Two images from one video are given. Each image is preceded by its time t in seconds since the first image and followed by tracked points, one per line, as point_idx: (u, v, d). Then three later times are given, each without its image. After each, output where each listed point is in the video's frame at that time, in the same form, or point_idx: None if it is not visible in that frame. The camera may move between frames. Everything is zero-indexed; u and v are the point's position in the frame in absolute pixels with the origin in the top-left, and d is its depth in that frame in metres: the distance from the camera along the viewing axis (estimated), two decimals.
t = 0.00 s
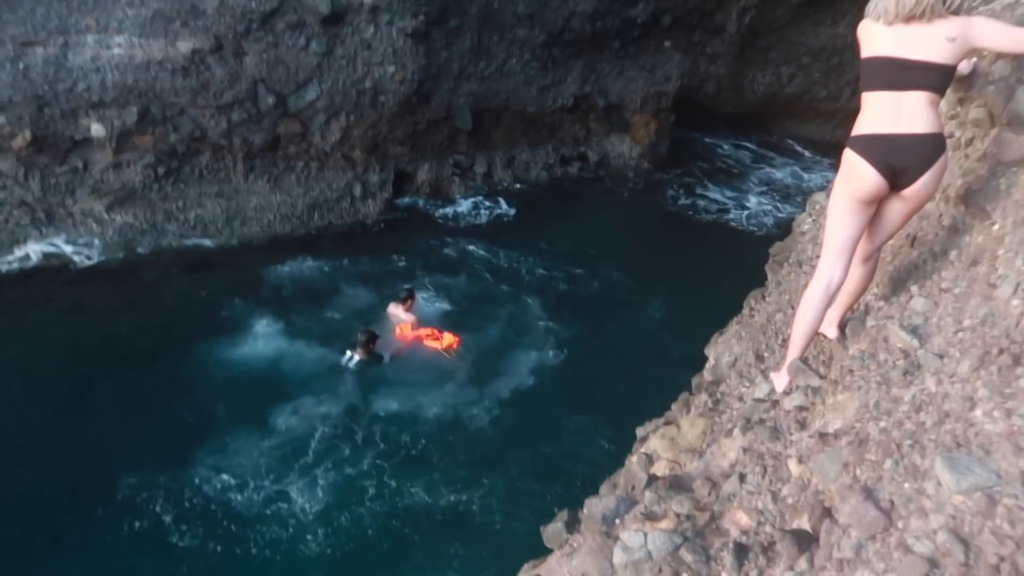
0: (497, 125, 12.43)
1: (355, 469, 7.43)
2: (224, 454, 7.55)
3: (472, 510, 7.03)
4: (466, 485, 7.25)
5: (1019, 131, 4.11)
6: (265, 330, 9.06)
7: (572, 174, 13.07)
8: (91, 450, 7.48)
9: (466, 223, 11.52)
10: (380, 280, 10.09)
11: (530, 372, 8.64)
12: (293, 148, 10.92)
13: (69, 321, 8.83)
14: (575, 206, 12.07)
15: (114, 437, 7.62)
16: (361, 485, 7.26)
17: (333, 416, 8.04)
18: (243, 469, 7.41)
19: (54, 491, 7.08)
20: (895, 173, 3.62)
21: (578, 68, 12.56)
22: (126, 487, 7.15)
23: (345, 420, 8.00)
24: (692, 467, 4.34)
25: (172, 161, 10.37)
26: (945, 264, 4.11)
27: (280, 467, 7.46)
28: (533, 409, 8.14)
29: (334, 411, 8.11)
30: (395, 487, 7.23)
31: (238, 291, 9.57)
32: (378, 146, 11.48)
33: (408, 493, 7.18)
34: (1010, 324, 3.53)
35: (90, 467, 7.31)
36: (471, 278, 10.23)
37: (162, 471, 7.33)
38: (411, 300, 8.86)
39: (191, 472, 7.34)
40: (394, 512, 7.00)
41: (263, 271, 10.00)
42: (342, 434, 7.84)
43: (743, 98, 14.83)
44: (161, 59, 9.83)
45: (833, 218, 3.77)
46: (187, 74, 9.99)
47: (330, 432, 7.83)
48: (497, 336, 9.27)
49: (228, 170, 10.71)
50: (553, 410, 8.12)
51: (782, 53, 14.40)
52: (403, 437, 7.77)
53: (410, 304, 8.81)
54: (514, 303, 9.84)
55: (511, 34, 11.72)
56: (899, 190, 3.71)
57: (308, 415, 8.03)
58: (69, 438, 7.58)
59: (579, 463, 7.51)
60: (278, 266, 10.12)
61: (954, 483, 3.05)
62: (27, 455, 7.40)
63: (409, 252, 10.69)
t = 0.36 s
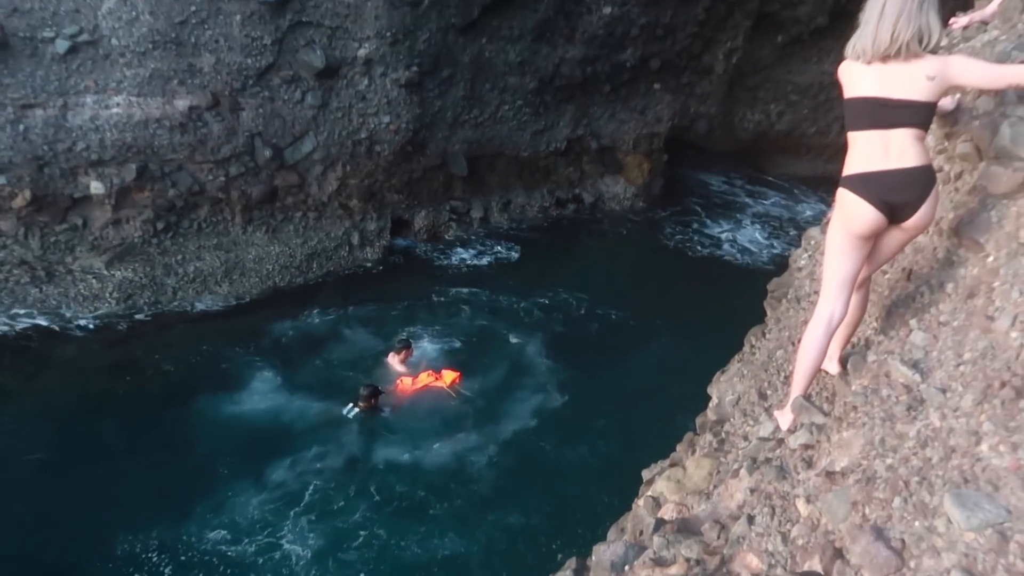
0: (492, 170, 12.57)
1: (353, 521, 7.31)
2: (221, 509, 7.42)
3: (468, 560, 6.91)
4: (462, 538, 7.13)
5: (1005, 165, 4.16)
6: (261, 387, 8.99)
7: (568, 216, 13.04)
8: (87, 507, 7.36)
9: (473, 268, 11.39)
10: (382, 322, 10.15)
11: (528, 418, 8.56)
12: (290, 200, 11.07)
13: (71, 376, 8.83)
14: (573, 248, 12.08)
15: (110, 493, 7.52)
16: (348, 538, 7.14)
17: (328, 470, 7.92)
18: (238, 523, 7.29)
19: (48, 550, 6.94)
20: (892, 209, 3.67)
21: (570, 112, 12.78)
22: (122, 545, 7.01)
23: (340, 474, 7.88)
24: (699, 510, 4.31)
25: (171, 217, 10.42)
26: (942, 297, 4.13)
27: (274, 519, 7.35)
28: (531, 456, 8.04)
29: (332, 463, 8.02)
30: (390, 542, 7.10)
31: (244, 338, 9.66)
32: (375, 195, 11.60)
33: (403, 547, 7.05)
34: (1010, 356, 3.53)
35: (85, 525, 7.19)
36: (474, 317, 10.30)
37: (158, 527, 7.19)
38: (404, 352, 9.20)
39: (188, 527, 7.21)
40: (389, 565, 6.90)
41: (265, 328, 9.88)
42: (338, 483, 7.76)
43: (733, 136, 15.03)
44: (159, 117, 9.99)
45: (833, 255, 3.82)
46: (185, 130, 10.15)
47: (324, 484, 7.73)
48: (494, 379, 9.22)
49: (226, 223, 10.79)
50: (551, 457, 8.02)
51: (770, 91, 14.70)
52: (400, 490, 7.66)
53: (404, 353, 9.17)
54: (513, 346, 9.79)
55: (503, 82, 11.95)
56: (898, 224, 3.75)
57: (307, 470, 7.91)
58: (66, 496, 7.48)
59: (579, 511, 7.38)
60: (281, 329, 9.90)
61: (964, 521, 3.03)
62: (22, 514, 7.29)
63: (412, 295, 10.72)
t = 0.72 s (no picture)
0: (491, 195, 12.63)
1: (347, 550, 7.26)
2: (213, 535, 7.39)
3: None
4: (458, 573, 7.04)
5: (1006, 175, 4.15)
6: (262, 408, 8.98)
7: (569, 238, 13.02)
8: (80, 536, 7.32)
9: (476, 292, 11.34)
10: (381, 345, 10.12)
11: (529, 446, 8.49)
12: (291, 228, 11.10)
13: (72, 405, 8.78)
14: (574, 270, 12.06)
15: (103, 521, 7.47)
16: (338, 569, 7.08)
17: (319, 498, 7.81)
18: (231, 550, 7.26)
19: None
20: (898, 219, 3.67)
21: (568, 135, 12.85)
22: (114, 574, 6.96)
23: (334, 503, 7.77)
24: (710, 529, 4.27)
25: (172, 247, 10.45)
26: (947, 308, 4.13)
27: (267, 541, 7.35)
28: (532, 486, 7.97)
29: (327, 489, 7.93)
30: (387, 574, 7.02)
31: (241, 369, 9.53)
32: (376, 222, 11.61)
33: None
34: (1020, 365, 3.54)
35: (79, 555, 7.13)
36: (476, 340, 10.28)
37: (151, 555, 7.14)
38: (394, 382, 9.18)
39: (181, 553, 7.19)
40: None
41: (267, 357, 9.79)
42: (334, 512, 7.66)
43: (731, 156, 15.07)
44: (159, 149, 10.06)
45: (841, 266, 3.80)
46: (186, 161, 10.21)
47: (314, 511, 7.67)
48: (495, 404, 9.15)
49: (228, 253, 10.79)
50: (552, 486, 7.94)
51: (766, 111, 14.67)
52: (392, 516, 7.60)
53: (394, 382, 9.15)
54: (515, 371, 9.74)
55: (501, 107, 12.03)
56: (905, 233, 3.75)
57: (299, 497, 7.83)
58: (59, 525, 7.42)
59: (580, 543, 7.30)
60: (282, 361, 9.75)
61: (982, 533, 3.01)
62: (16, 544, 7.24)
63: (414, 313, 10.77)
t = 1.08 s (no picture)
0: (512, 191, 12.56)
1: (371, 551, 7.28)
2: (230, 532, 7.49)
3: None
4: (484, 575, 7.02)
5: None
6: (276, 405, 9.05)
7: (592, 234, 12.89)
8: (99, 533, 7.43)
9: (498, 288, 11.36)
10: (402, 342, 10.18)
11: (552, 445, 8.46)
12: (314, 228, 11.11)
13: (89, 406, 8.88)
14: (595, 266, 11.98)
15: (121, 518, 7.58)
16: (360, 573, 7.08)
17: (335, 497, 7.84)
18: (246, 547, 7.37)
19: None
20: (933, 204, 3.67)
21: (588, 131, 12.79)
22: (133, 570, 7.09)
23: (357, 502, 7.78)
24: (743, 523, 4.19)
25: (198, 249, 10.49)
26: (981, 297, 4.13)
27: (287, 542, 7.41)
28: (554, 485, 7.94)
29: (345, 487, 7.95)
30: None
31: (260, 367, 9.60)
32: (398, 220, 11.61)
33: None
34: None
35: (99, 553, 7.25)
36: (496, 339, 10.24)
37: (170, 550, 7.27)
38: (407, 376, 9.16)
39: (199, 548, 7.32)
40: None
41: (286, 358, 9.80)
42: (357, 511, 7.68)
43: (753, 149, 14.91)
44: (183, 152, 10.16)
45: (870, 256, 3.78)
46: (209, 164, 10.30)
47: (331, 510, 7.71)
48: (513, 404, 9.14)
49: (252, 254, 10.81)
50: (574, 484, 7.93)
51: (788, 102, 14.61)
52: (412, 516, 7.62)
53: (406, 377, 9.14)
54: (533, 369, 9.72)
55: (520, 103, 12.01)
56: (939, 218, 3.75)
57: (316, 494, 7.89)
58: (78, 523, 7.53)
59: (605, 542, 7.27)
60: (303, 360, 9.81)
61: None
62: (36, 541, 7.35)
63: (437, 310, 10.79)
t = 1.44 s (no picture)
0: (573, 174, 12.48)
1: (421, 528, 7.29)
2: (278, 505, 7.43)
3: None
4: (531, 560, 7.00)
5: None
6: (325, 382, 9.06)
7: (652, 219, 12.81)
8: (150, 499, 7.42)
9: (554, 270, 11.40)
10: (452, 321, 10.23)
11: (604, 434, 8.42)
12: (375, 205, 11.28)
13: (145, 372, 8.93)
14: (653, 253, 11.87)
15: (172, 485, 7.55)
16: (407, 550, 7.08)
17: (385, 472, 7.86)
18: (295, 515, 7.35)
19: (111, 542, 6.98)
20: None
21: (651, 115, 12.63)
22: (183, 537, 7.04)
23: (408, 478, 7.82)
24: (802, 518, 4.17)
25: (263, 222, 10.77)
26: None
27: (335, 518, 7.38)
28: (603, 474, 7.89)
29: (396, 462, 7.98)
30: (457, 555, 7.05)
31: (313, 339, 9.66)
32: (457, 200, 11.72)
33: (469, 560, 7.01)
34: None
35: (150, 513, 7.27)
36: (549, 320, 10.30)
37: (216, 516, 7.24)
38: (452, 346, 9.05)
39: (246, 517, 7.27)
40: None
41: (340, 331, 9.88)
42: (407, 488, 7.72)
43: (821, 138, 14.57)
44: (251, 126, 10.38)
45: (951, 239, 3.75)
46: (276, 138, 10.51)
47: (381, 483, 7.76)
48: (565, 390, 9.12)
49: (314, 228, 11.04)
50: (624, 474, 7.88)
51: (861, 90, 14.22)
52: (463, 496, 7.66)
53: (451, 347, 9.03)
54: (587, 357, 9.67)
55: (583, 86, 11.91)
56: None
57: (368, 468, 7.91)
58: (130, 488, 7.52)
59: (653, 533, 7.22)
60: (357, 336, 9.83)
61: None
62: (87, 504, 7.34)
63: (494, 290, 10.87)
